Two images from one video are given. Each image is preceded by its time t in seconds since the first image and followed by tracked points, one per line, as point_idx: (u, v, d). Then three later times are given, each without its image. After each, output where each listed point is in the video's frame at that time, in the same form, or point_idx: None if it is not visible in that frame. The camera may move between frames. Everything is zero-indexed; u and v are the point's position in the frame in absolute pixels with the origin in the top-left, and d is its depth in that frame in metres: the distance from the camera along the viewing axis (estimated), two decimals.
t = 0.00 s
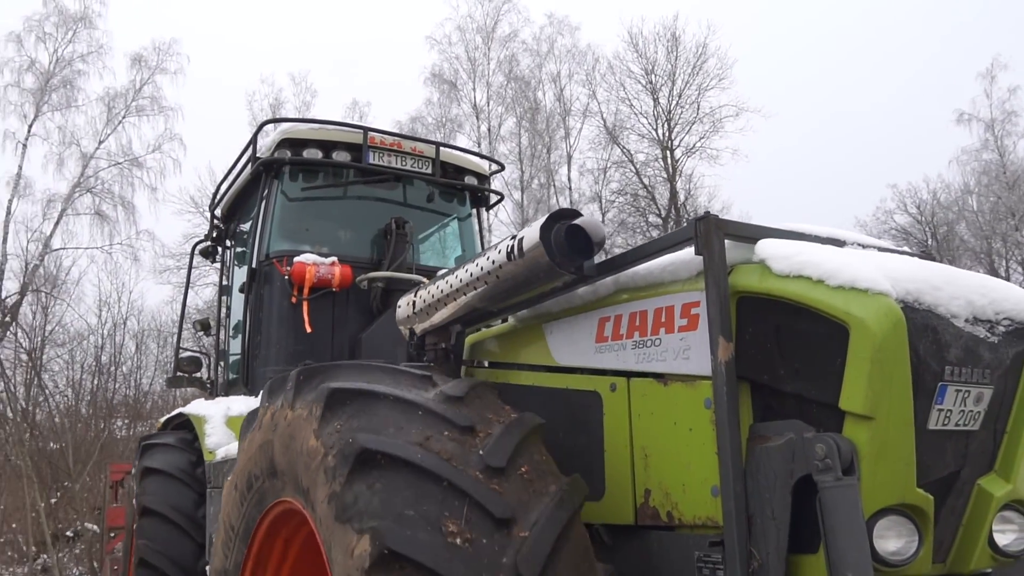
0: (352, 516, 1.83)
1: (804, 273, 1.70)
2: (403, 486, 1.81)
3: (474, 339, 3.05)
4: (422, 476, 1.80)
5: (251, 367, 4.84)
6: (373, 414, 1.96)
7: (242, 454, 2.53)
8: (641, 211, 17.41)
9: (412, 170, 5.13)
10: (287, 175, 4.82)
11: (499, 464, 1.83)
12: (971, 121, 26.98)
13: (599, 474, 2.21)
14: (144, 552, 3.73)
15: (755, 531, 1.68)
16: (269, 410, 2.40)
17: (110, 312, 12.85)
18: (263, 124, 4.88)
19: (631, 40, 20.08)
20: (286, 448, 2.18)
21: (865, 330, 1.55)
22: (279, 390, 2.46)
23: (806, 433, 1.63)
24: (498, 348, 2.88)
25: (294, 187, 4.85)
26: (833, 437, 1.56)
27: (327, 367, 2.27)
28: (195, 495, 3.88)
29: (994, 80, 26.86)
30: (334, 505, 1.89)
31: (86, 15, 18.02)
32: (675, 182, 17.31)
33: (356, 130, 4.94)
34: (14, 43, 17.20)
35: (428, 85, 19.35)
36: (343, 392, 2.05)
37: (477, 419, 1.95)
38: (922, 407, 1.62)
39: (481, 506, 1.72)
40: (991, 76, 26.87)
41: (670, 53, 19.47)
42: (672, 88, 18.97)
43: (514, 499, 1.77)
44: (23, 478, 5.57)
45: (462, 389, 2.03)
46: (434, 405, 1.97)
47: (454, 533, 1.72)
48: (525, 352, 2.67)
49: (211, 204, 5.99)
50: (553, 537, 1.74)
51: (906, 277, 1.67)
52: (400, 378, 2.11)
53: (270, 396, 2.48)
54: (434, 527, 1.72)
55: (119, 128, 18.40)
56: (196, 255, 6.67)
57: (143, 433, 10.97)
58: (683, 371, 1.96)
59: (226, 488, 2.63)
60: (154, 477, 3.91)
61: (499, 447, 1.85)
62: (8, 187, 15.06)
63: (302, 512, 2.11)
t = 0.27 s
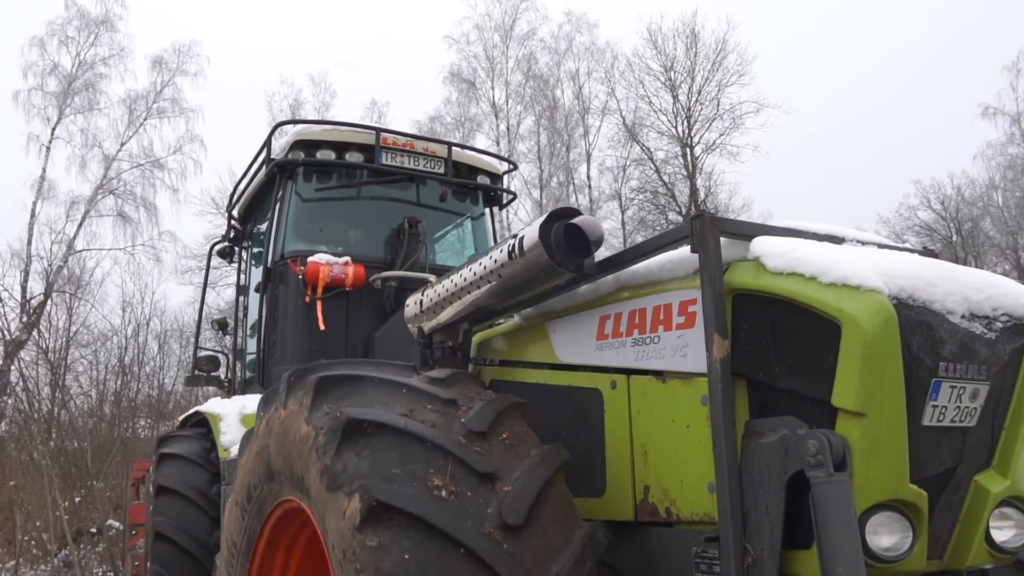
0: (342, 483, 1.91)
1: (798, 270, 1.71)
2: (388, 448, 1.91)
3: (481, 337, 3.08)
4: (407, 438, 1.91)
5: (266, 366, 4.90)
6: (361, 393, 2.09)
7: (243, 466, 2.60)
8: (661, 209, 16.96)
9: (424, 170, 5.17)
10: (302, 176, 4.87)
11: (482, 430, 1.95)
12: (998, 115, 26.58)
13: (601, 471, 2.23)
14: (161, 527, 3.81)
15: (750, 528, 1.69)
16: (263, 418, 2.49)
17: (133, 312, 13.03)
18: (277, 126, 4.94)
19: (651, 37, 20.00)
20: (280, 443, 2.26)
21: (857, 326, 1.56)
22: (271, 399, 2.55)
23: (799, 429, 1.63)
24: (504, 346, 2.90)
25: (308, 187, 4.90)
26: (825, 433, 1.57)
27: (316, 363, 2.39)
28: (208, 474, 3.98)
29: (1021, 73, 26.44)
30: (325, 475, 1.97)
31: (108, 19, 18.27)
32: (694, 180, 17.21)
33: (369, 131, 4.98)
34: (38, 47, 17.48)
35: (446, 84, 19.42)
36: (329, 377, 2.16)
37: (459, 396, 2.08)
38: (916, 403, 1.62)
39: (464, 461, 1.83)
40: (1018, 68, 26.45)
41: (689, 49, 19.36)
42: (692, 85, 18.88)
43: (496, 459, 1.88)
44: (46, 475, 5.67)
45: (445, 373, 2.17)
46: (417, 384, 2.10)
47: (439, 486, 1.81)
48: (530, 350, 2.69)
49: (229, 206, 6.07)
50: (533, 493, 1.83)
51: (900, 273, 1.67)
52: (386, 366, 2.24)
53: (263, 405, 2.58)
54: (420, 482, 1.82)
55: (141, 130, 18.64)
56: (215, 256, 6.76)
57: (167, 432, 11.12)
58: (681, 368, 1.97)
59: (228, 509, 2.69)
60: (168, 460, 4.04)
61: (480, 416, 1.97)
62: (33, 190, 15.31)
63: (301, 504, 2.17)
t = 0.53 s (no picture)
0: (339, 457, 2.03)
1: (803, 268, 1.71)
2: (383, 421, 2.02)
3: (495, 335, 3.09)
4: (400, 411, 2.02)
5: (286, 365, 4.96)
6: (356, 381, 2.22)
7: (251, 482, 2.69)
8: (683, 205, 16.98)
9: (442, 170, 5.19)
10: (321, 176, 4.91)
11: (473, 404, 2.04)
12: None
13: (610, 468, 2.23)
14: (183, 504, 3.93)
15: (755, 525, 1.69)
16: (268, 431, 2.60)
17: (159, 312, 13.21)
18: (296, 127, 4.99)
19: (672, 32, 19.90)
20: (281, 444, 2.39)
21: (860, 323, 1.56)
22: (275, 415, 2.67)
23: (803, 426, 1.63)
24: (518, 344, 2.91)
25: (327, 187, 4.93)
26: (828, 431, 1.57)
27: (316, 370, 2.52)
28: (229, 457, 4.12)
29: None
30: (325, 452, 2.09)
31: (131, 23, 18.54)
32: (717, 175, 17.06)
33: (386, 131, 5.01)
34: (64, 52, 17.78)
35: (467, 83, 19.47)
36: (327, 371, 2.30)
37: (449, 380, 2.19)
38: (921, 401, 1.61)
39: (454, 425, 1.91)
40: None
41: (710, 44, 19.23)
42: (713, 81, 18.74)
43: (486, 427, 1.97)
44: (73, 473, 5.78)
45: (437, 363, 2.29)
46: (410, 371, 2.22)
47: (432, 449, 1.89)
48: (543, 348, 2.70)
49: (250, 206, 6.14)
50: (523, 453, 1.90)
51: (906, 270, 1.66)
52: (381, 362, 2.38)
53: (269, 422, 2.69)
54: (414, 448, 1.91)
55: (165, 133, 18.89)
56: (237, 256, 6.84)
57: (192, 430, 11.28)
58: (688, 365, 1.98)
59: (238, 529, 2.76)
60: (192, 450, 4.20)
61: (470, 391, 2.07)
62: (59, 192, 15.59)
63: (308, 502, 2.23)
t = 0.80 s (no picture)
0: (337, 439, 2.12)
1: (808, 267, 1.71)
2: (378, 401, 2.12)
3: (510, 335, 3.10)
4: (394, 391, 2.12)
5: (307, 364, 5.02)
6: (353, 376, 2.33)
7: (262, 501, 2.76)
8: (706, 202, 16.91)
9: (460, 170, 5.22)
10: (341, 177, 4.94)
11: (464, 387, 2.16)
12: None
13: (620, 466, 2.25)
14: (207, 485, 4.06)
15: (759, 522, 1.70)
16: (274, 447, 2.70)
17: (184, 310, 13.41)
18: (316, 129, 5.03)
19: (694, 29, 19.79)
20: (286, 451, 2.50)
21: (863, 323, 1.56)
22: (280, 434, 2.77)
23: (807, 425, 1.64)
24: (531, 343, 2.92)
25: (347, 189, 4.96)
26: (831, 430, 1.58)
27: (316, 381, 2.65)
28: (249, 442, 4.28)
29: None
30: (323, 437, 2.21)
31: (155, 26, 18.81)
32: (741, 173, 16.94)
33: (404, 132, 5.05)
34: (90, 56, 18.08)
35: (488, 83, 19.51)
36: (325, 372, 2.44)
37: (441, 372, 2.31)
38: (926, 400, 1.61)
39: (445, 399, 2.02)
40: None
41: (733, 41, 19.09)
42: (736, 77, 18.60)
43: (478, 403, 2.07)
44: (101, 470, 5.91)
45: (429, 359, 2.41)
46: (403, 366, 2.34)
47: (425, 421, 1.99)
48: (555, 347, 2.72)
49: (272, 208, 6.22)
50: (514, 422, 1.96)
51: (911, 270, 1.66)
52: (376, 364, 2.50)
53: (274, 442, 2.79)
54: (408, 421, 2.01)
55: (189, 135, 19.14)
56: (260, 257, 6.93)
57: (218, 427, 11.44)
58: (696, 365, 1.99)
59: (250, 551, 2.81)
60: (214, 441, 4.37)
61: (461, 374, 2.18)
62: (85, 194, 15.86)
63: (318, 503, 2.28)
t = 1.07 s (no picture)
0: (338, 428, 2.28)
1: (811, 267, 1.73)
2: (376, 390, 2.30)
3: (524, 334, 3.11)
4: (390, 382, 2.30)
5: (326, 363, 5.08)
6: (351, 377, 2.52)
7: (276, 513, 2.84)
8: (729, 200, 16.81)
9: (477, 170, 5.24)
10: (359, 178, 4.95)
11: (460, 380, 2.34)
12: None
13: (630, 465, 2.27)
14: (229, 466, 4.18)
15: (764, 520, 1.71)
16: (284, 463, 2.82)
17: (210, 311, 13.57)
18: (335, 130, 5.05)
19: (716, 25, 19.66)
20: (296, 458, 2.63)
21: (864, 322, 1.58)
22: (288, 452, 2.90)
23: (810, 424, 1.65)
24: (545, 343, 2.93)
25: (365, 190, 4.97)
26: (834, 428, 1.59)
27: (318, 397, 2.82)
28: (268, 432, 4.44)
29: None
30: (324, 432, 2.38)
31: (179, 30, 19.06)
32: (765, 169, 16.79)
33: (421, 133, 5.07)
34: (116, 60, 18.36)
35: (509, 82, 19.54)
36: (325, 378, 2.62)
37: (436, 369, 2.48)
38: (930, 399, 1.62)
39: (437, 382, 2.19)
40: None
41: (756, 36, 18.94)
42: (759, 73, 18.46)
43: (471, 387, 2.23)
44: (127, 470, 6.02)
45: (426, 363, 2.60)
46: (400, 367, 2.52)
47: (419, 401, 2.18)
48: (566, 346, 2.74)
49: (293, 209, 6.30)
50: (504, 398, 2.12)
51: (916, 269, 1.67)
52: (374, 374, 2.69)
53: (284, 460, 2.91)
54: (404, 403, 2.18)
55: (212, 137, 19.38)
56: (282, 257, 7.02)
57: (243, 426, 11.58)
58: (702, 364, 2.00)
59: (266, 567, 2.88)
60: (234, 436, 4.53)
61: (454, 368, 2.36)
62: (112, 197, 16.12)
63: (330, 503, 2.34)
